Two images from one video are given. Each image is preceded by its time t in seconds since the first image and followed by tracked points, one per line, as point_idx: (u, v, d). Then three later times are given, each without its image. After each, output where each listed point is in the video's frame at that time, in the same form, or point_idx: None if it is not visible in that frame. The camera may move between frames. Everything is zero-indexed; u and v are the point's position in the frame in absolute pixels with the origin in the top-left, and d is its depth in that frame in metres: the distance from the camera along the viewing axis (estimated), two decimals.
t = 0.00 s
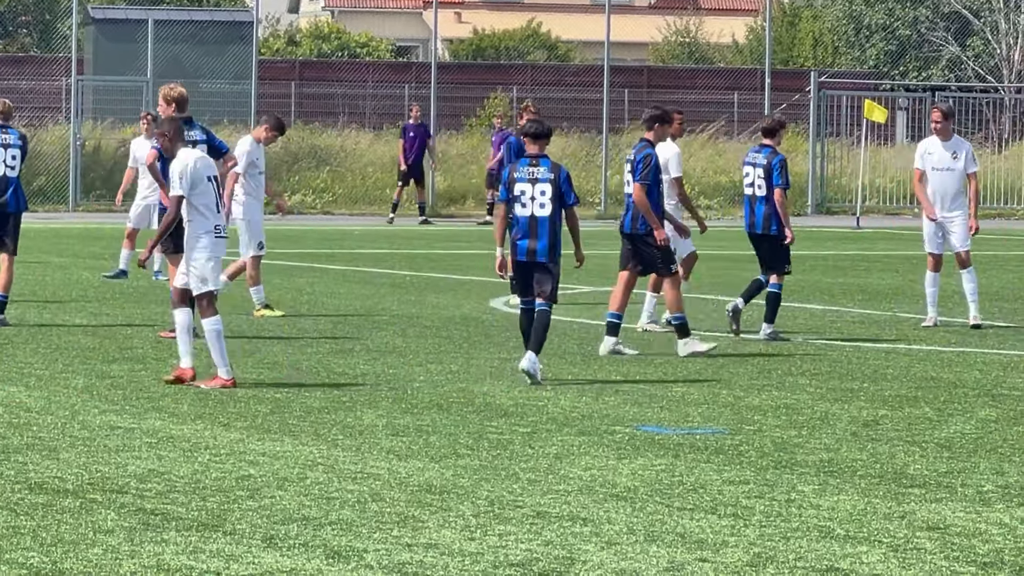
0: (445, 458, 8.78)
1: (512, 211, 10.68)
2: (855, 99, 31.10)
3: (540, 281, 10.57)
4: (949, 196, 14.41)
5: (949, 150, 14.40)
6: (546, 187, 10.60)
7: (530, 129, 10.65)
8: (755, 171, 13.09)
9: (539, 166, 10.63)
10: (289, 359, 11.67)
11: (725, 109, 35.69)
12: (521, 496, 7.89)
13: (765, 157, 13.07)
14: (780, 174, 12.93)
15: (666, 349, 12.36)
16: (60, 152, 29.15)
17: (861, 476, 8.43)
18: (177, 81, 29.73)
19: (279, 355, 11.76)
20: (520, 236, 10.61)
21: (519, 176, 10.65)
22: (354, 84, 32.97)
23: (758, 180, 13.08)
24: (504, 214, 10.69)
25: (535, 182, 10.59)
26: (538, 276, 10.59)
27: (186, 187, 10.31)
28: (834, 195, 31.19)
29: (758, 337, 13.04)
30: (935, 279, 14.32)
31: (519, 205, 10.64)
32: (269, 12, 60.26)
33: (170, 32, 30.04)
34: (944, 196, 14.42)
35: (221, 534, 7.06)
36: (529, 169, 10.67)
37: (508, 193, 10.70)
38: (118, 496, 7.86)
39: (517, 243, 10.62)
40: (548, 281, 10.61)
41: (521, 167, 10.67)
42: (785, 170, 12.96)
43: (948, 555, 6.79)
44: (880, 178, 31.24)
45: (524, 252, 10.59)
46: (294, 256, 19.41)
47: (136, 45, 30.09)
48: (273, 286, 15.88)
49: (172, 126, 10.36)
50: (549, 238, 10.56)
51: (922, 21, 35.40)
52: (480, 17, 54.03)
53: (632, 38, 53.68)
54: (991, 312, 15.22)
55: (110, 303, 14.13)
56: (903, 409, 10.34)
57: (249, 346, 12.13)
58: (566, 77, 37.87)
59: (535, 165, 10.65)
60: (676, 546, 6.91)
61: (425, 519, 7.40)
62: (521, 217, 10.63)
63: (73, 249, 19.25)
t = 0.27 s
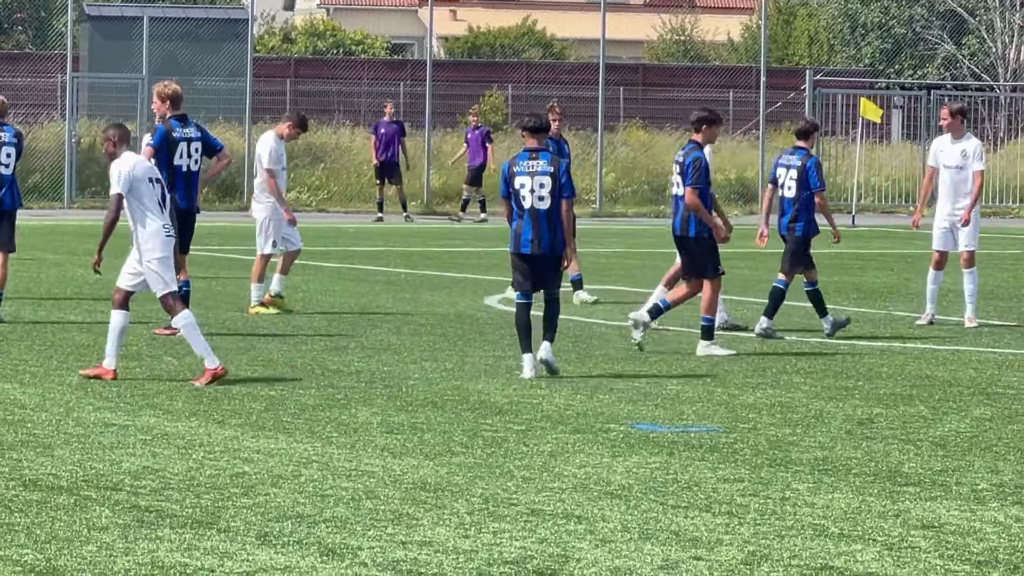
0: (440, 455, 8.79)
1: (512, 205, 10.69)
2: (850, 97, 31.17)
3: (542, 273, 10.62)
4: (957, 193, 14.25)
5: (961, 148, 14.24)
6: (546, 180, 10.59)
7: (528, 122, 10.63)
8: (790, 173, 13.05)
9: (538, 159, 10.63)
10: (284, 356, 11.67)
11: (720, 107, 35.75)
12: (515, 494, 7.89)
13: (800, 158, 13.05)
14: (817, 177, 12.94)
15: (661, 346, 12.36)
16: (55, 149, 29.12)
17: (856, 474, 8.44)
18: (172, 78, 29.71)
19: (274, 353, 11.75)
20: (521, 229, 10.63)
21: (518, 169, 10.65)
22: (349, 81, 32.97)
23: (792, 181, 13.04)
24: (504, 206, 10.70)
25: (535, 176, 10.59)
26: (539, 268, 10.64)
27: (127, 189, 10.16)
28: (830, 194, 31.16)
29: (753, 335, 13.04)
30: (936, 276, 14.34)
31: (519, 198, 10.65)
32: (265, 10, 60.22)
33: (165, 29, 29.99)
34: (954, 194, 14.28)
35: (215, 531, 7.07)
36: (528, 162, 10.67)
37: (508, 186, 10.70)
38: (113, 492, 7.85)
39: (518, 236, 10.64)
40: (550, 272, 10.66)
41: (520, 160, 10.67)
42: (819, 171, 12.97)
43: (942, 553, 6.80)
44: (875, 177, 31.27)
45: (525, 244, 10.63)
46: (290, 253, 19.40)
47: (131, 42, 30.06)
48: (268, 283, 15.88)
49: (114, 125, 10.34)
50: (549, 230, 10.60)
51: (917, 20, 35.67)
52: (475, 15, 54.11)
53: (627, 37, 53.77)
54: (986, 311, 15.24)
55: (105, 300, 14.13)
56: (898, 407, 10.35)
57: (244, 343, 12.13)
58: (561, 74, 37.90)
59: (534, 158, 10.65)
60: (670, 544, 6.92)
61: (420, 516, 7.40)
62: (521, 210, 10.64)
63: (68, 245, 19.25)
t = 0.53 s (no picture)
0: (436, 451, 8.78)
1: (519, 201, 10.73)
2: (848, 95, 31.18)
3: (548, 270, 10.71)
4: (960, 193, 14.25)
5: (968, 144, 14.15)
6: (555, 179, 10.66)
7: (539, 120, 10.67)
8: (825, 168, 13.38)
9: (549, 158, 10.68)
10: (280, 352, 11.65)
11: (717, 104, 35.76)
12: (512, 490, 7.89)
13: (834, 153, 13.39)
14: (850, 171, 13.29)
15: (658, 343, 12.34)
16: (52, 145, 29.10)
17: (852, 471, 8.44)
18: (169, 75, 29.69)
19: (270, 349, 11.72)
20: (527, 226, 10.70)
21: (528, 167, 10.69)
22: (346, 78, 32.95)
23: (827, 177, 13.38)
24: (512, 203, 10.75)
25: (545, 174, 10.65)
26: (545, 266, 10.72)
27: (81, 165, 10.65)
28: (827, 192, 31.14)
29: (748, 332, 13.03)
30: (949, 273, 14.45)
31: (527, 195, 10.70)
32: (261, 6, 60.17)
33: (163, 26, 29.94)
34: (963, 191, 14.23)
35: (211, 527, 7.06)
36: (538, 160, 10.71)
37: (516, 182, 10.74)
38: (109, 488, 7.85)
39: (525, 232, 10.70)
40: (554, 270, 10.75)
41: (530, 158, 10.70)
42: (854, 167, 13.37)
43: (939, 550, 6.80)
44: (872, 175, 31.22)
45: (532, 240, 10.69)
46: (286, 249, 19.38)
47: (128, 38, 30.01)
48: (265, 278, 15.87)
49: (67, 108, 10.83)
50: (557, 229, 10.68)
51: (914, 17, 35.75)
52: (473, 12, 54.14)
53: (625, 34, 53.82)
54: (983, 308, 15.23)
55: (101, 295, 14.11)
56: (894, 404, 10.35)
57: (240, 339, 12.11)
58: (559, 71, 37.90)
59: (545, 157, 10.69)
60: (667, 541, 6.91)
61: (416, 512, 7.40)
62: (528, 207, 10.70)
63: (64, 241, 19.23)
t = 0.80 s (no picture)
0: (435, 447, 8.78)
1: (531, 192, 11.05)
2: (849, 91, 31.16)
3: (557, 263, 11.00)
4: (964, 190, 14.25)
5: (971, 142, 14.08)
6: (567, 172, 10.97)
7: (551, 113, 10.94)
8: (859, 167, 13.25)
9: (561, 149, 10.96)
10: (280, 348, 11.65)
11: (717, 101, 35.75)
12: (512, 486, 7.89)
13: (869, 153, 13.26)
14: (884, 170, 13.10)
15: (658, 339, 12.32)
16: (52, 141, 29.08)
17: (851, 468, 8.43)
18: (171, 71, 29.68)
19: (270, 345, 11.71)
20: (538, 218, 10.99)
21: (541, 157, 10.99)
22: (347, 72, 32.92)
23: (862, 176, 13.24)
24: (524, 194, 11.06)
25: (557, 166, 10.95)
26: (554, 257, 11.01)
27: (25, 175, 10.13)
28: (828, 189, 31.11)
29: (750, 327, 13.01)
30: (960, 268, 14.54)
31: (539, 186, 11.01)
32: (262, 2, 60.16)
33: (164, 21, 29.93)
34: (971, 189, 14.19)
35: (211, 522, 7.06)
36: (551, 152, 11.00)
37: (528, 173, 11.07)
38: (108, 483, 7.85)
39: (535, 224, 11.00)
40: (563, 262, 11.03)
41: (543, 149, 10.99)
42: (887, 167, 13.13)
43: (938, 547, 6.80)
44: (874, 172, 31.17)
45: (542, 232, 11.00)
46: (287, 245, 19.37)
47: (129, 34, 30.00)
48: (265, 274, 15.87)
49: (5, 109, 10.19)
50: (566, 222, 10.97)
51: (915, 14, 35.62)
52: (474, 8, 54.13)
53: (625, 30, 53.81)
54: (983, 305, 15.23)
55: (102, 291, 14.11)
56: (894, 401, 10.35)
57: (241, 334, 12.11)
58: (559, 67, 37.88)
59: (557, 148, 10.97)
60: (666, 537, 6.91)
61: (415, 508, 7.40)
62: (540, 198, 10.99)
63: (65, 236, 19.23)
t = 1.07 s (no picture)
0: (438, 446, 8.78)
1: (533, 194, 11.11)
2: (851, 91, 31.16)
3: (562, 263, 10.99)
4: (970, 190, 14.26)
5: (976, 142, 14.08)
6: (570, 174, 11.03)
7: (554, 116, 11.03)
8: (899, 166, 13.37)
9: (565, 152, 11.05)
10: (282, 346, 11.64)
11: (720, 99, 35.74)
12: (514, 485, 7.88)
13: (910, 152, 13.37)
14: (927, 171, 13.20)
15: (660, 338, 12.32)
16: (54, 138, 29.09)
17: (854, 467, 8.44)
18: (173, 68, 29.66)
19: (272, 343, 11.71)
20: (541, 219, 11.03)
21: (544, 161, 11.07)
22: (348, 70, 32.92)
23: (902, 175, 13.34)
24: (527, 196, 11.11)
25: (561, 168, 11.03)
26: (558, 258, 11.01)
27: None
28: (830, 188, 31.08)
29: (753, 325, 13.01)
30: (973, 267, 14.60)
31: (542, 188, 11.09)
32: None
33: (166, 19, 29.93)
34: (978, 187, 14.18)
35: (213, 521, 7.06)
36: (555, 155, 11.09)
37: (532, 177, 11.14)
38: (110, 481, 7.85)
39: (538, 225, 11.03)
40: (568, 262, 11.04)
41: (546, 152, 11.08)
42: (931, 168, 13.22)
43: (940, 547, 6.80)
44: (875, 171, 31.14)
45: (545, 234, 11.02)
46: (289, 243, 19.37)
47: (131, 31, 30.01)
48: (268, 272, 15.87)
49: None
50: (571, 222, 10.99)
51: (917, 13, 35.68)
52: (476, 6, 54.15)
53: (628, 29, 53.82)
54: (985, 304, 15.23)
55: (104, 288, 14.10)
56: (897, 401, 10.35)
57: (243, 333, 12.11)
58: (562, 66, 37.89)
59: (560, 151, 11.06)
60: (668, 536, 6.91)
61: (417, 507, 7.40)
62: (544, 201, 11.05)
63: (67, 234, 19.21)
